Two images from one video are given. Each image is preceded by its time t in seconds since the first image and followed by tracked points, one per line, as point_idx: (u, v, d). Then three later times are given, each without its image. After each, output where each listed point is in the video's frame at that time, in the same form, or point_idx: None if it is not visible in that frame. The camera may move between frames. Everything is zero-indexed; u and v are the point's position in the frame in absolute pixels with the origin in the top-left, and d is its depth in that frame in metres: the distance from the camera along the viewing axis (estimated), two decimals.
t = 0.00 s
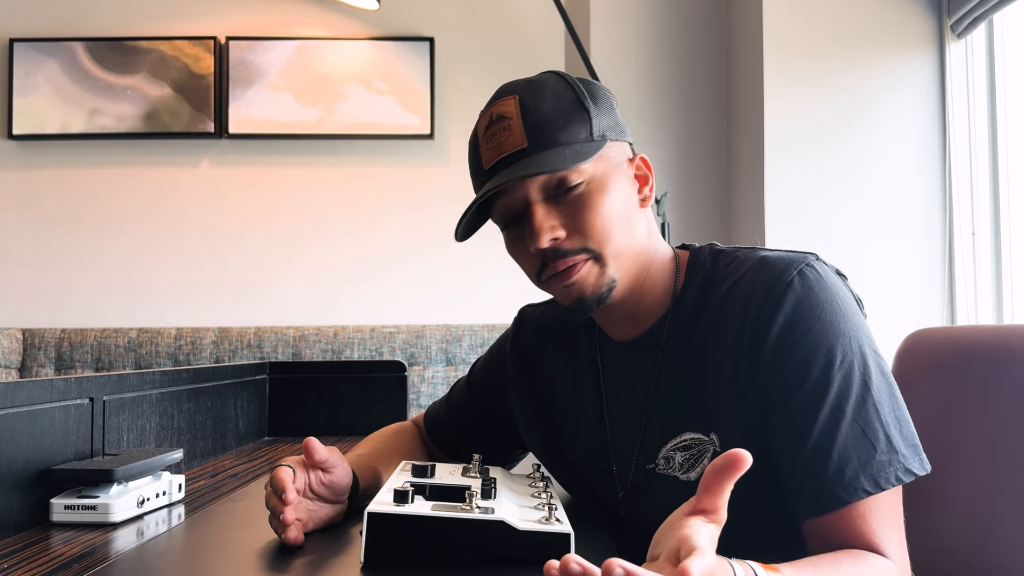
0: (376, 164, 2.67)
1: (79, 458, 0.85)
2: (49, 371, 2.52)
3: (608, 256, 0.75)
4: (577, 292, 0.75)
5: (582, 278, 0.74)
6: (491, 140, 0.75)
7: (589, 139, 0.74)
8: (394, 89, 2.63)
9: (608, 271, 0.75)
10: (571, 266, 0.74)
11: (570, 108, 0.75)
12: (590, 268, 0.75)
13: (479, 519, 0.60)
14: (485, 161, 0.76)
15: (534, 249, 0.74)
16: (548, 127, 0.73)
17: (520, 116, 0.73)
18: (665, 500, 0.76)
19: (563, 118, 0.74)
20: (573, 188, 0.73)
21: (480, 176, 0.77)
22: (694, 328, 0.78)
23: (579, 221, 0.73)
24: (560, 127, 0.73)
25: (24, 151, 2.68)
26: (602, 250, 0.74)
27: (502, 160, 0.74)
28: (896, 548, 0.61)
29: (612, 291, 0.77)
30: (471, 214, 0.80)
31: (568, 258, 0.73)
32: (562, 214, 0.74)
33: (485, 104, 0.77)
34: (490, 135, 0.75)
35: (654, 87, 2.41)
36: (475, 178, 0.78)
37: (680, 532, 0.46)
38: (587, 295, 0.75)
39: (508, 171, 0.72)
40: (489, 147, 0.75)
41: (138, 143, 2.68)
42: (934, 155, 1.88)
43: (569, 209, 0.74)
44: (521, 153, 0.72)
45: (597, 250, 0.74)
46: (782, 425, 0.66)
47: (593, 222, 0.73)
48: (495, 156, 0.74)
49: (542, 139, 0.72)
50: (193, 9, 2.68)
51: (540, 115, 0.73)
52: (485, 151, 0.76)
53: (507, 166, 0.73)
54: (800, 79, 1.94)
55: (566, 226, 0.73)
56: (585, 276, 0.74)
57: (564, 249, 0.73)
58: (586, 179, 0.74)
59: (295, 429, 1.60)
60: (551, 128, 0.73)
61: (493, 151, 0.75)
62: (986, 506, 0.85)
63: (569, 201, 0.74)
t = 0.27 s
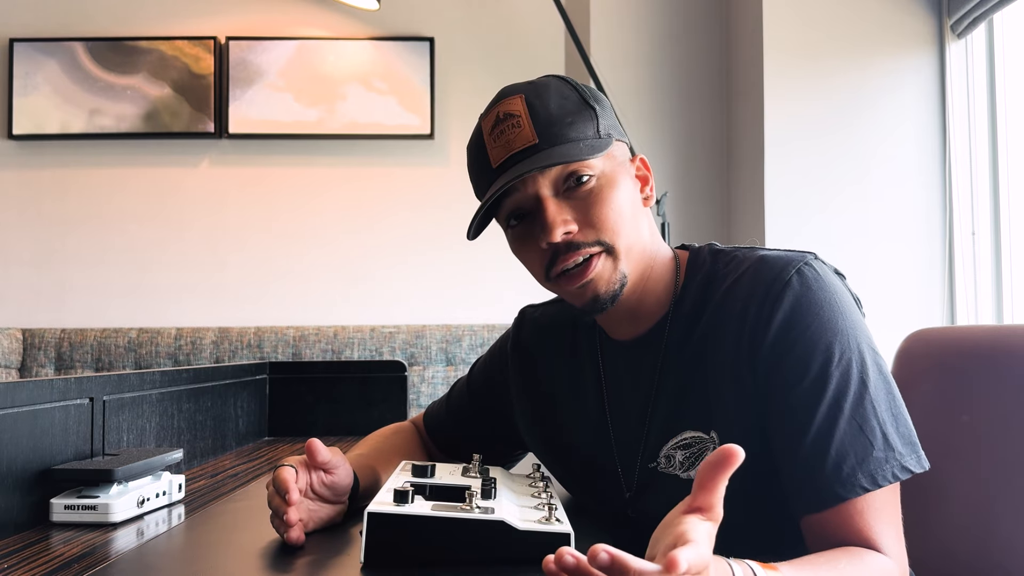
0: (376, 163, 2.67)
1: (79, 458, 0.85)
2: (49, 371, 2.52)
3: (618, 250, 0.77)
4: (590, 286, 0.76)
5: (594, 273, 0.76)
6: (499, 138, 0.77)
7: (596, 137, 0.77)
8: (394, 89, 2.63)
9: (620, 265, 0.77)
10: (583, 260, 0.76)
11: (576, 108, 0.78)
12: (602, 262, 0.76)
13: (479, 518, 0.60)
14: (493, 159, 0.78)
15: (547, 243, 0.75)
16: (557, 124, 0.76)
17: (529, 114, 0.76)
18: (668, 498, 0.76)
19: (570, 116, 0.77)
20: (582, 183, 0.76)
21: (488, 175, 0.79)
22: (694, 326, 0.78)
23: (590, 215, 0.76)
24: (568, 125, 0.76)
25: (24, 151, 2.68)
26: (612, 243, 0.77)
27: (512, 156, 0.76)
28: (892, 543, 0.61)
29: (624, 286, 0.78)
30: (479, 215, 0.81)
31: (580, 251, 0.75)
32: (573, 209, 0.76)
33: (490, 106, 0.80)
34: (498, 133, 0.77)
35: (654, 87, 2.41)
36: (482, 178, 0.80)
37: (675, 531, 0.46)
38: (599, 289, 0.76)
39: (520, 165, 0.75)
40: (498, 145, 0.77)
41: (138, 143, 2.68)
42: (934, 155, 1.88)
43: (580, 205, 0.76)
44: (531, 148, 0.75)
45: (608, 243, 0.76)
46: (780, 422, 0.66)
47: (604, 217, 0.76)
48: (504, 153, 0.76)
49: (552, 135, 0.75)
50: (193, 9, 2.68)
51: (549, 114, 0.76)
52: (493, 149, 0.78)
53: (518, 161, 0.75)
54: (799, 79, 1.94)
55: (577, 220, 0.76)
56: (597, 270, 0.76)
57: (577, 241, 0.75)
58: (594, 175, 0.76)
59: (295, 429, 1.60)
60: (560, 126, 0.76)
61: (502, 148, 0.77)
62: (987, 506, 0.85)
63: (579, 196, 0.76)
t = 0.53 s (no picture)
0: (376, 163, 2.67)
1: (79, 458, 0.85)
2: (49, 371, 2.52)
3: (604, 266, 0.77)
4: (573, 301, 0.77)
5: (577, 288, 0.77)
6: (493, 156, 0.78)
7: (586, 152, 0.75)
8: (394, 89, 2.63)
9: (603, 280, 0.77)
10: (567, 276, 0.77)
11: (570, 120, 0.76)
12: (585, 278, 0.77)
13: (479, 518, 0.60)
14: (489, 175, 0.80)
15: (531, 260, 0.77)
16: (544, 144, 0.75)
17: (519, 133, 0.76)
18: (672, 491, 0.76)
19: (560, 132, 0.75)
20: (567, 201, 0.75)
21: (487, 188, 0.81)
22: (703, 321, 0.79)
23: (573, 233, 0.75)
24: (557, 142, 0.75)
25: (24, 151, 2.68)
26: (597, 260, 0.76)
27: (501, 176, 0.77)
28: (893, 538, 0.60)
29: (611, 299, 0.79)
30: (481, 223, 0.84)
31: (563, 269, 0.76)
32: (558, 226, 0.76)
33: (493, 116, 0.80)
34: (494, 150, 0.78)
35: (653, 87, 2.41)
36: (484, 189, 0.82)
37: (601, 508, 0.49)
38: (584, 303, 0.78)
39: (504, 188, 0.76)
40: (492, 162, 0.79)
41: (138, 143, 2.68)
42: (934, 155, 1.88)
43: (565, 221, 0.76)
44: (517, 170, 0.75)
45: (593, 260, 0.76)
46: (784, 415, 0.66)
47: (587, 233, 0.75)
48: (495, 172, 0.78)
49: (539, 155, 0.75)
50: (193, 9, 2.68)
51: (537, 131, 0.75)
52: (490, 165, 0.79)
53: (505, 183, 0.76)
54: (799, 79, 1.94)
55: (561, 238, 0.76)
56: (581, 285, 0.77)
57: (558, 261, 0.76)
58: (580, 193, 0.75)
59: (295, 429, 1.60)
60: (547, 145, 0.75)
61: (495, 166, 0.78)
62: (987, 506, 0.85)
63: (564, 214, 0.76)
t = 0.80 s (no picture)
0: (376, 163, 2.67)
1: (79, 458, 0.85)
2: (49, 371, 2.52)
3: (613, 258, 0.78)
4: (581, 290, 0.79)
5: (586, 278, 0.78)
6: (514, 150, 0.79)
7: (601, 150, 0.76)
8: (394, 89, 2.63)
9: (611, 272, 0.78)
10: (575, 267, 0.78)
11: (587, 119, 0.77)
12: (593, 270, 0.78)
13: (479, 518, 0.60)
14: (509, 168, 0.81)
15: (542, 249, 0.79)
16: (561, 140, 0.75)
17: (539, 130, 0.76)
18: (674, 482, 0.76)
19: (577, 130, 0.76)
20: (580, 196, 0.77)
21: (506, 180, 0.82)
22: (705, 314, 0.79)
23: (584, 226, 0.77)
24: (574, 140, 0.75)
25: (24, 151, 2.68)
26: (605, 253, 0.77)
27: (518, 170, 0.78)
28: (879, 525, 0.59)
29: (618, 291, 0.80)
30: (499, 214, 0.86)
31: (573, 259, 0.78)
32: (570, 218, 0.77)
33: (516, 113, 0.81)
34: (514, 145, 0.79)
35: (653, 87, 2.41)
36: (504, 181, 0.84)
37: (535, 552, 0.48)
38: (591, 293, 0.79)
39: (520, 181, 0.77)
40: (513, 156, 0.80)
41: (138, 143, 2.68)
42: (934, 155, 1.88)
43: (577, 214, 0.77)
44: (533, 165, 0.76)
45: (601, 253, 0.77)
46: (778, 403, 0.66)
47: (597, 226, 0.77)
48: (514, 165, 0.79)
49: (556, 152, 0.75)
50: (193, 9, 2.68)
51: (555, 128, 0.76)
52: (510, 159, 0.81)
53: (522, 177, 0.77)
54: (800, 79, 1.93)
55: (572, 230, 0.77)
56: (588, 276, 0.78)
57: (567, 251, 0.77)
58: (593, 187, 0.76)
59: (295, 429, 1.60)
60: (564, 142, 0.75)
61: (514, 160, 0.79)
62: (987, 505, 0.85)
63: (576, 207, 0.77)
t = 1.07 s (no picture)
0: (376, 163, 2.67)
1: (79, 458, 0.85)
2: (49, 371, 2.52)
3: (612, 261, 0.78)
4: (581, 293, 0.79)
5: (586, 280, 0.78)
6: (515, 153, 0.79)
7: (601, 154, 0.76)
8: (394, 89, 2.63)
9: (611, 275, 0.78)
10: (575, 270, 0.78)
11: (587, 123, 0.77)
12: (593, 272, 0.78)
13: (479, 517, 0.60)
14: (509, 171, 0.81)
15: (543, 252, 0.79)
16: (562, 144, 0.76)
17: (539, 134, 0.77)
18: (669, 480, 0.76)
19: (578, 134, 0.76)
20: (581, 199, 0.76)
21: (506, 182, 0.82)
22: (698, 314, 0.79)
23: (585, 229, 0.77)
24: (575, 144, 0.76)
25: (24, 151, 2.68)
26: (605, 256, 0.77)
27: (519, 173, 0.78)
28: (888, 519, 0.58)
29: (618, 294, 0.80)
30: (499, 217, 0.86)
31: (572, 262, 0.78)
32: (571, 221, 0.77)
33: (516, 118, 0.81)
34: (514, 148, 0.79)
35: (653, 87, 2.41)
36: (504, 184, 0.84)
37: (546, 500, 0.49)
38: (591, 295, 0.79)
39: (522, 183, 0.77)
40: (513, 159, 0.80)
41: (138, 143, 2.68)
42: (934, 156, 1.88)
43: (578, 217, 0.77)
44: (534, 168, 0.76)
45: (601, 255, 0.77)
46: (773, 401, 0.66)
47: (598, 229, 0.77)
48: (515, 168, 0.79)
49: (556, 155, 0.76)
50: (193, 9, 2.68)
51: (556, 132, 0.76)
52: (510, 161, 0.81)
53: (523, 180, 0.78)
54: (800, 79, 1.94)
55: (572, 233, 0.77)
56: (588, 279, 0.78)
57: (568, 253, 0.77)
58: (593, 191, 0.76)
59: (295, 429, 1.60)
60: (565, 146, 0.76)
61: (515, 163, 0.79)
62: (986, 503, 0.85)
63: (577, 210, 0.77)
